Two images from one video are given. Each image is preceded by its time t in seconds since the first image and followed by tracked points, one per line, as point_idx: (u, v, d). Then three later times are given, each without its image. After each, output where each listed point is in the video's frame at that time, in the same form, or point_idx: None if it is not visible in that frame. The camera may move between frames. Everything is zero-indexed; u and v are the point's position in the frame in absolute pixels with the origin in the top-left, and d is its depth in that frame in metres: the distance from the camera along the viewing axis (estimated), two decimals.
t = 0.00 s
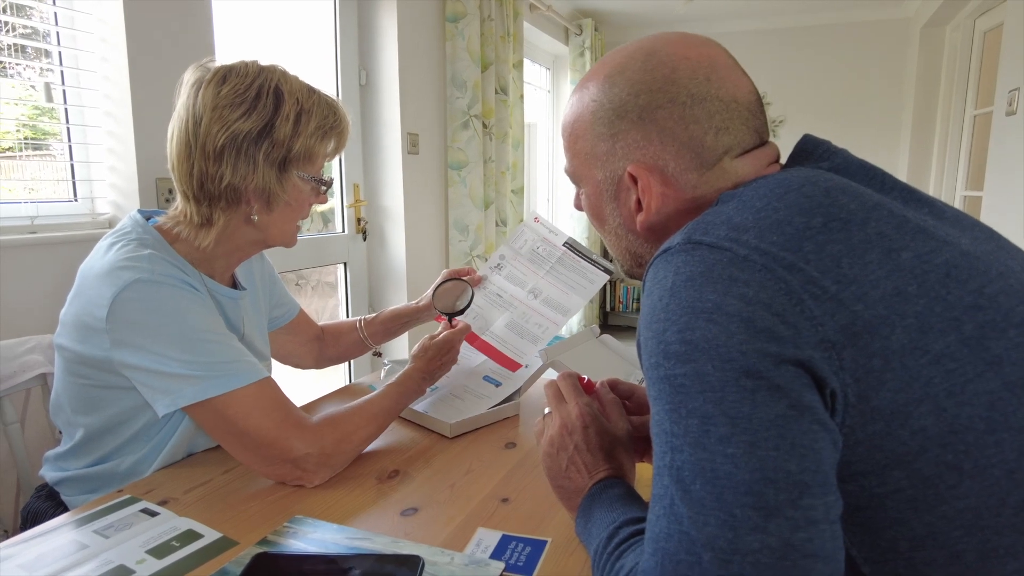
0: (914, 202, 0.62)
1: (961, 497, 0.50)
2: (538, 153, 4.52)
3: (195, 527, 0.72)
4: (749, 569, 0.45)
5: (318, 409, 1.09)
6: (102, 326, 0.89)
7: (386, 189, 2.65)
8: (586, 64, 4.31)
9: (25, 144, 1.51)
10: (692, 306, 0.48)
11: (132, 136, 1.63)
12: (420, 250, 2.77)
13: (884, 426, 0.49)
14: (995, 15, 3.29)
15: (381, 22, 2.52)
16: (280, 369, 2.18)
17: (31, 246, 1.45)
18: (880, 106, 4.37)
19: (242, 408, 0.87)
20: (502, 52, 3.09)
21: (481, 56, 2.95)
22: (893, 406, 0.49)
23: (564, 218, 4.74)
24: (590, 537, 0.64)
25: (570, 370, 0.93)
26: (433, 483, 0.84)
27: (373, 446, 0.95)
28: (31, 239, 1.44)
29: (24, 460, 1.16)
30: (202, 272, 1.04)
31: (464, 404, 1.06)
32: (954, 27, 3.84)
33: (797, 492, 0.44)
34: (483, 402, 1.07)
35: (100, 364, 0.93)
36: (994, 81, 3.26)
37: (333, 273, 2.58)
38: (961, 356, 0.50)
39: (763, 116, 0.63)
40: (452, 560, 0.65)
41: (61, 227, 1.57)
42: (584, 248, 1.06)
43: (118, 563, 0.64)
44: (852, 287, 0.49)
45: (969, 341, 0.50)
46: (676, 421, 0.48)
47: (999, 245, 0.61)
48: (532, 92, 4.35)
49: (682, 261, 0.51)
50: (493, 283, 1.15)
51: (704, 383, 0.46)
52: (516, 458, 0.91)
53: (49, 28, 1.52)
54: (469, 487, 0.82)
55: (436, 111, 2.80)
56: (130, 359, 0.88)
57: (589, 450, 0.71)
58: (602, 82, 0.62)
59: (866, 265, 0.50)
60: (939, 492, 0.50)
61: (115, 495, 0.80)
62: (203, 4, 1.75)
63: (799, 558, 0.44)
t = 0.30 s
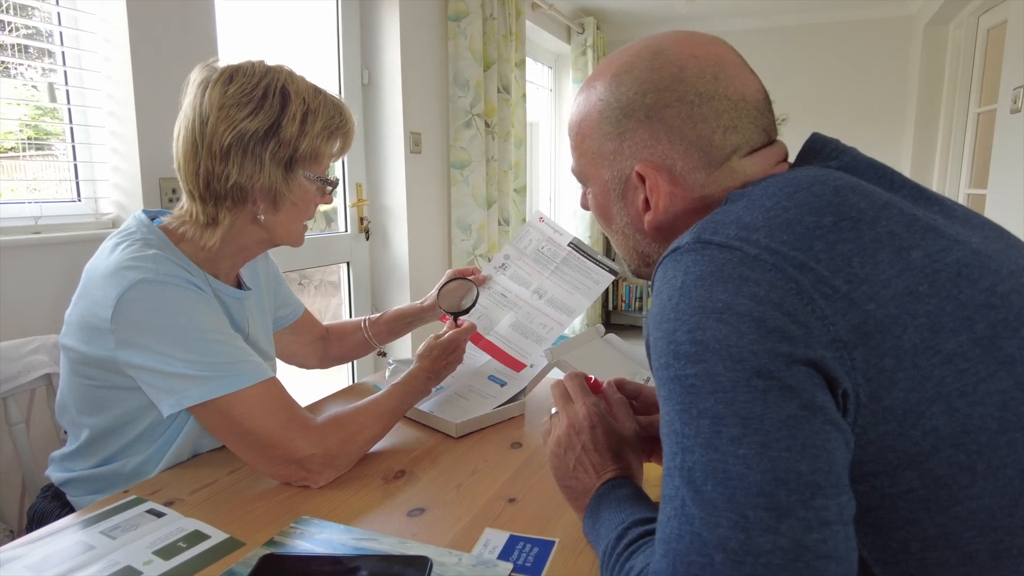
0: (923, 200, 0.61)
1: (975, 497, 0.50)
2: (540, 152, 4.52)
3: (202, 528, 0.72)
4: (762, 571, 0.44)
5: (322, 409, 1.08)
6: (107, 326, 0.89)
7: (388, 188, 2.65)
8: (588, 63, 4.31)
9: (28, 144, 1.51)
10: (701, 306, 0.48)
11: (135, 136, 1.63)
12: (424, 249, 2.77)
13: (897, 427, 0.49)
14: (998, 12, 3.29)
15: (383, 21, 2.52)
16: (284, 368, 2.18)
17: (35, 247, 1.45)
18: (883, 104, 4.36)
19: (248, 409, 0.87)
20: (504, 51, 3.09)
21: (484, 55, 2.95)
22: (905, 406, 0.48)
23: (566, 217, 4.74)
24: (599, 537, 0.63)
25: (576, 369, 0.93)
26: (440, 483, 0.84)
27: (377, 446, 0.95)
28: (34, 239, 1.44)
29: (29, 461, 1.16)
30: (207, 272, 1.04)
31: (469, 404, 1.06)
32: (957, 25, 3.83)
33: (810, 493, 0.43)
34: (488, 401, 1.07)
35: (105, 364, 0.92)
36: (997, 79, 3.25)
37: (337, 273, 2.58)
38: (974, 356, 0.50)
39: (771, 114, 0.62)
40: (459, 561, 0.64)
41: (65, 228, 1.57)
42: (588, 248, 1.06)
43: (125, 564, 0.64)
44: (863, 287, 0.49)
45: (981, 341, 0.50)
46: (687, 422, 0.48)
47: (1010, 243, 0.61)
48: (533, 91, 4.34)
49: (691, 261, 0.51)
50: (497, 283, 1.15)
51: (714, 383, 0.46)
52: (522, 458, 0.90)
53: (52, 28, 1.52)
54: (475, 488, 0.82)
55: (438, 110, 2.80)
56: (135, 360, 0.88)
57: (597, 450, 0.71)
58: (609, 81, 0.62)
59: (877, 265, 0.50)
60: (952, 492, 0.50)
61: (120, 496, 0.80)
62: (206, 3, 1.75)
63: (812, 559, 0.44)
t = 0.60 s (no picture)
0: (928, 200, 0.61)
1: (979, 497, 0.50)
2: (541, 151, 4.52)
3: (207, 528, 0.72)
4: (768, 570, 0.44)
5: (326, 409, 1.09)
6: (112, 326, 0.89)
7: (390, 187, 2.66)
8: (588, 62, 4.31)
9: (29, 143, 1.51)
10: (707, 307, 0.48)
11: (136, 135, 1.64)
12: (425, 249, 2.77)
13: (901, 426, 0.49)
14: (999, 11, 3.28)
15: (384, 20, 2.52)
16: (286, 368, 2.18)
17: (37, 246, 1.45)
18: (884, 102, 4.36)
19: (253, 408, 0.87)
20: (506, 50, 3.09)
21: (485, 54, 2.95)
22: (910, 406, 0.48)
23: (568, 216, 4.74)
24: (603, 536, 0.64)
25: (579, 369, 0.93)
26: (444, 482, 0.84)
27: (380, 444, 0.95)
28: (37, 239, 1.44)
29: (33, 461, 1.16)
30: (211, 273, 1.04)
31: (473, 404, 1.06)
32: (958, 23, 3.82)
33: (816, 493, 0.44)
34: (491, 401, 1.07)
35: (110, 364, 0.93)
36: (999, 77, 3.25)
37: (338, 273, 2.59)
38: (978, 356, 0.50)
39: (775, 115, 0.62)
40: (465, 560, 0.65)
41: (67, 227, 1.57)
42: (590, 247, 1.07)
43: (130, 563, 0.64)
44: (869, 287, 0.49)
45: (986, 341, 0.50)
46: (692, 422, 0.48)
47: (1013, 243, 0.61)
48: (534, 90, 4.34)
49: (697, 261, 0.51)
50: (499, 283, 1.15)
51: (720, 383, 0.46)
52: (526, 458, 0.91)
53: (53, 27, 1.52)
54: (479, 487, 0.82)
55: (439, 109, 2.80)
56: (140, 359, 0.88)
57: (601, 450, 0.71)
58: (614, 81, 0.62)
59: (882, 265, 0.50)
60: (956, 492, 0.50)
61: (125, 495, 0.80)
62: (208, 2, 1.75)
63: (819, 558, 0.44)
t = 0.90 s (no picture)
0: (930, 196, 0.61)
1: (982, 494, 0.50)
2: (540, 150, 4.51)
3: (204, 527, 0.72)
4: (767, 568, 0.44)
5: (325, 408, 1.08)
6: (109, 326, 0.89)
7: (389, 186, 2.65)
8: (588, 62, 4.31)
9: (28, 143, 1.51)
10: (709, 302, 0.48)
11: (135, 135, 1.63)
12: (425, 248, 2.77)
13: (904, 424, 0.48)
14: (999, 10, 3.28)
15: (384, 19, 2.52)
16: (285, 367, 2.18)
17: (36, 246, 1.45)
18: (883, 101, 4.36)
19: (252, 407, 0.87)
20: (505, 49, 3.09)
21: (484, 53, 2.95)
22: (913, 403, 0.48)
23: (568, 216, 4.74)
24: (599, 536, 0.63)
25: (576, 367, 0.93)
26: (442, 481, 0.84)
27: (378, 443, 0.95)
28: (35, 239, 1.43)
29: (31, 460, 1.15)
30: (209, 272, 1.04)
31: (472, 403, 1.06)
32: (959, 22, 3.82)
33: (815, 491, 0.43)
34: (490, 401, 1.06)
35: (108, 364, 0.93)
36: (999, 76, 3.25)
37: (338, 272, 2.58)
38: (983, 353, 0.49)
39: (776, 110, 0.62)
40: (462, 560, 0.64)
41: (66, 227, 1.57)
42: (589, 247, 1.06)
43: (127, 563, 0.64)
44: (872, 283, 0.48)
45: (991, 337, 0.50)
46: (692, 418, 0.48)
47: (1017, 239, 0.60)
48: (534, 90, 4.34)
49: (700, 256, 0.51)
50: (498, 282, 1.15)
51: (722, 379, 0.46)
52: (524, 457, 0.90)
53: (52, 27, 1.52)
54: (477, 486, 0.82)
55: (439, 108, 2.80)
56: (138, 359, 0.87)
57: (597, 449, 0.70)
58: (614, 77, 0.61)
59: (885, 261, 0.50)
60: (958, 489, 0.50)
61: (122, 495, 0.80)
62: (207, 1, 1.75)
63: (818, 557, 0.44)
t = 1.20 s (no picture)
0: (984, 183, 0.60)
1: None
2: (538, 149, 4.51)
3: (198, 525, 0.72)
4: (778, 568, 0.45)
5: (321, 406, 1.09)
6: (104, 324, 0.89)
7: (386, 185, 2.65)
8: (586, 60, 4.31)
9: (26, 143, 1.51)
10: (757, 287, 0.46)
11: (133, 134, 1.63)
12: (422, 247, 2.77)
13: (956, 415, 0.48)
14: (997, 8, 3.28)
15: (381, 18, 2.51)
16: (282, 366, 2.18)
17: (33, 245, 1.45)
18: (882, 100, 4.36)
19: (247, 405, 0.87)
20: (503, 48, 3.08)
21: (482, 52, 2.94)
22: (968, 394, 0.48)
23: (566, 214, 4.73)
24: (587, 534, 0.64)
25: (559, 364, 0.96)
26: (437, 479, 0.83)
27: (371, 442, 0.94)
28: (34, 238, 1.44)
29: (27, 459, 1.15)
30: (204, 270, 1.04)
31: (467, 401, 1.06)
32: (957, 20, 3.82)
33: (838, 497, 0.43)
34: (485, 398, 1.07)
35: (101, 362, 0.92)
36: (997, 75, 3.25)
37: (335, 271, 2.58)
38: None
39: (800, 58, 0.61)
40: (456, 557, 0.64)
41: (63, 226, 1.57)
42: (586, 246, 1.08)
43: (121, 561, 0.64)
44: (932, 268, 0.47)
45: None
46: (719, 408, 0.47)
47: None
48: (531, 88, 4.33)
49: (748, 233, 0.49)
50: (494, 280, 1.16)
51: (758, 372, 0.45)
52: (518, 455, 0.90)
53: (49, 26, 1.52)
54: (472, 484, 0.82)
55: (436, 107, 2.80)
56: (132, 357, 0.87)
57: (576, 448, 0.71)
58: (637, 47, 0.60)
59: (946, 246, 0.48)
60: (1004, 482, 0.50)
61: (117, 493, 0.80)
62: None
63: (833, 564, 0.44)
